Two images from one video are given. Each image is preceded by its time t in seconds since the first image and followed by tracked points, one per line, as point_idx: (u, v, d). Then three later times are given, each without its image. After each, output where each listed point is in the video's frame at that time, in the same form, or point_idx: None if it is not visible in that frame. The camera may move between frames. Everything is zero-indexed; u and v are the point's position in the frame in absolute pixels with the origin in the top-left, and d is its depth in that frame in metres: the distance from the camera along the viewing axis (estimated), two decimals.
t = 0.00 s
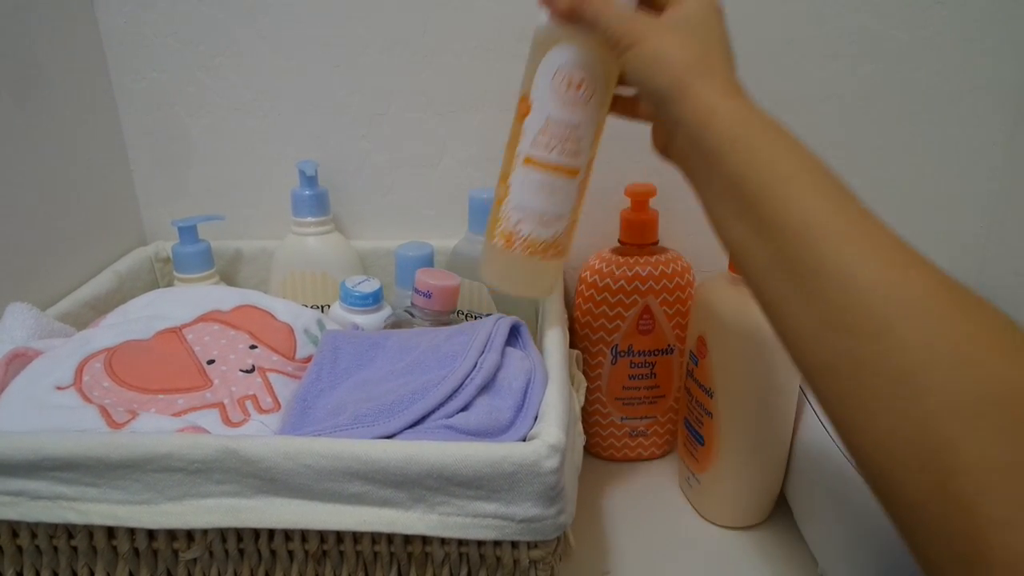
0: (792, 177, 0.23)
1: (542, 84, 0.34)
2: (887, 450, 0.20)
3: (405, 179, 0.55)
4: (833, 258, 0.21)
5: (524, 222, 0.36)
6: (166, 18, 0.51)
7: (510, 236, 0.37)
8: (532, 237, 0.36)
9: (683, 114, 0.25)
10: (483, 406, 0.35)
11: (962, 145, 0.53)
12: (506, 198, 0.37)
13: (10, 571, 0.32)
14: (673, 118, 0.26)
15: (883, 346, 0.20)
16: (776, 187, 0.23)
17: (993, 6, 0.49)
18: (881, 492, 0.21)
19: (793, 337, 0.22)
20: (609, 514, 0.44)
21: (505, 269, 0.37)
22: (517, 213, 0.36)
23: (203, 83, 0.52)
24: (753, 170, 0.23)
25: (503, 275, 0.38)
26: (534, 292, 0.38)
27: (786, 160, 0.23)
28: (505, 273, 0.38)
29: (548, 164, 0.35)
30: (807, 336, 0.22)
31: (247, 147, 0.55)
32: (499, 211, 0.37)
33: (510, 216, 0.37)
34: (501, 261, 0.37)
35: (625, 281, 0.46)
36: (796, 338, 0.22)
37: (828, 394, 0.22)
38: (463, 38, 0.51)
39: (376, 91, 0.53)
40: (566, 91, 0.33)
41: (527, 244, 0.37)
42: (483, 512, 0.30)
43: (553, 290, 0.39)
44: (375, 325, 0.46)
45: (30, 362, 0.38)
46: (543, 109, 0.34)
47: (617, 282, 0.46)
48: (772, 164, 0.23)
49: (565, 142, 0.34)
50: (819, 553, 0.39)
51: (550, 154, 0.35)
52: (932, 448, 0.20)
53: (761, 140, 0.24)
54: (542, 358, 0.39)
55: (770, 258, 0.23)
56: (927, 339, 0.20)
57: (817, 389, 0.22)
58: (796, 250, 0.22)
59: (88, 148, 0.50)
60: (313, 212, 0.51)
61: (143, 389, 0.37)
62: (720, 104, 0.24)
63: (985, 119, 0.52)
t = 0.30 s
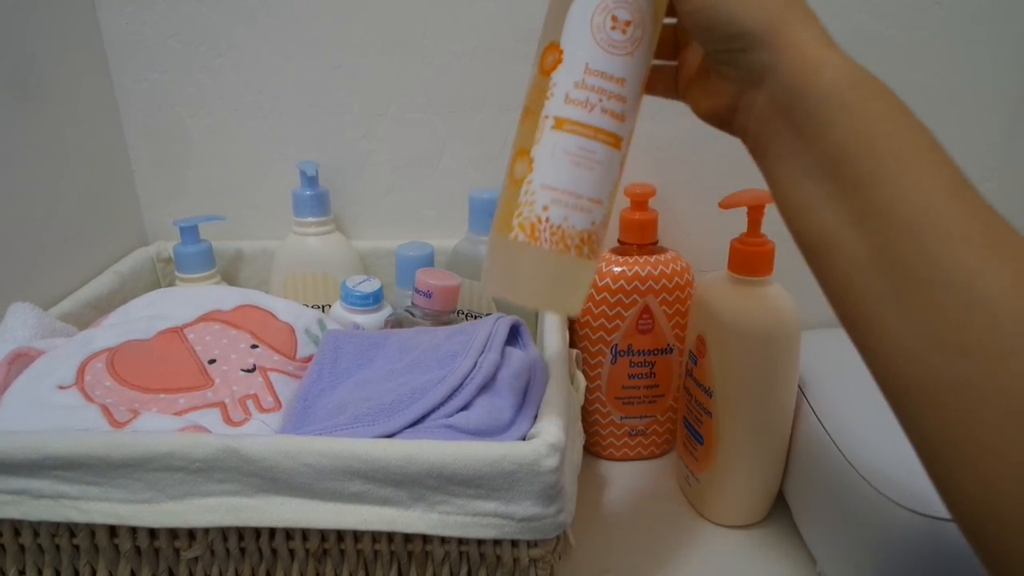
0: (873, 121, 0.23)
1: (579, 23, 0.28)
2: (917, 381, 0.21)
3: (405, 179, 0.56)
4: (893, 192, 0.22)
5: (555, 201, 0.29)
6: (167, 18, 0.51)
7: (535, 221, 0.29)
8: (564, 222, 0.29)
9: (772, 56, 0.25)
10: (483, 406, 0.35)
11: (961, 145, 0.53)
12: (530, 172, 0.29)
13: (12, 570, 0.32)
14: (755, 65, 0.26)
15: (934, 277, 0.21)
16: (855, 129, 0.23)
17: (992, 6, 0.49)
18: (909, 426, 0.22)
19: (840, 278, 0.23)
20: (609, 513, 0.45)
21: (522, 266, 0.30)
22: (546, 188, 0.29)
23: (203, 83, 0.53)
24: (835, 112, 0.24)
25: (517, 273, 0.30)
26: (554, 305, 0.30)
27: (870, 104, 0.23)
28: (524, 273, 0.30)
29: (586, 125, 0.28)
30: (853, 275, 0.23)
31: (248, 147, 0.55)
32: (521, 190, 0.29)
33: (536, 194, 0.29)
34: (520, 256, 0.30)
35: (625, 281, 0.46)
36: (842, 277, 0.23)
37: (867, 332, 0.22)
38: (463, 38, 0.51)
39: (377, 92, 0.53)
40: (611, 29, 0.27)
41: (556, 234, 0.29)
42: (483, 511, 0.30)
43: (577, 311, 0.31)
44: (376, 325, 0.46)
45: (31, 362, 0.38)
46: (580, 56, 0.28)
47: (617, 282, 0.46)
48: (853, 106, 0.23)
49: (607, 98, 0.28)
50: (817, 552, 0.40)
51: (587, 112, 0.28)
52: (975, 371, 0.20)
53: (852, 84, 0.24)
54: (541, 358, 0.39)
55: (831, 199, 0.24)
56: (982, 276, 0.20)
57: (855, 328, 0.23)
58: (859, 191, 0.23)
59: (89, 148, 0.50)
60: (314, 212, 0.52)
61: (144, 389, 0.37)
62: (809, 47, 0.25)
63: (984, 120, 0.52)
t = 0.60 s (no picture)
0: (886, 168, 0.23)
1: (532, 95, 0.27)
2: (950, 429, 0.22)
3: (408, 180, 0.56)
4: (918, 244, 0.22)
5: (493, 283, 0.27)
6: (170, 20, 0.51)
7: (470, 304, 0.27)
8: (501, 307, 0.27)
9: (776, 104, 0.25)
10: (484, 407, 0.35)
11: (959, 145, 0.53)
12: (470, 252, 0.27)
13: (15, 571, 0.32)
14: (753, 115, 0.26)
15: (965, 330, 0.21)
16: (869, 182, 0.23)
17: (991, 6, 0.50)
18: (939, 469, 0.22)
19: (860, 326, 0.24)
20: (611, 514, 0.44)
21: (458, 361, 0.27)
22: (484, 270, 0.27)
23: (206, 85, 0.53)
24: (847, 165, 0.24)
25: (453, 369, 0.27)
26: (500, 405, 0.27)
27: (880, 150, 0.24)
28: (460, 366, 0.27)
29: (530, 204, 0.26)
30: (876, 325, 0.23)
31: (250, 149, 0.55)
32: (459, 271, 0.27)
33: (473, 275, 0.27)
34: (455, 346, 0.27)
35: (627, 282, 0.46)
36: (863, 326, 0.24)
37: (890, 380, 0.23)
38: (465, 40, 0.51)
39: (379, 93, 0.53)
40: (564, 101, 0.26)
41: (493, 319, 0.27)
42: (485, 512, 0.30)
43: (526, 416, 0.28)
44: (378, 325, 0.46)
45: (33, 363, 0.38)
46: (530, 129, 0.26)
47: (618, 283, 0.46)
48: (867, 155, 0.24)
49: (557, 175, 0.26)
50: (820, 552, 0.39)
51: (534, 190, 0.26)
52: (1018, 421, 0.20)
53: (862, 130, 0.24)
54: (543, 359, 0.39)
55: (849, 251, 0.24)
56: (1007, 321, 0.21)
57: (875, 376, 0.24)
58: (878, 242, 0.23)
59: (91, 150, 0.51)
60: (316, 213, 0.52)
61: (146, 390, 0.37)
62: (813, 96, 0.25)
63: (986, 119, 0.52)
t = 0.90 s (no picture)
0: (903, 237, 0.23)
1: (535, 143, 0.25)
2: (970, 501, 0.22)
3: (408, 179, 0.56)
4: (934, 313, 0.22)
5: (491, 339, 0.24)
6: (170, 18, 0.51)
7: (466, 362, 0.25)
8: (500, 364, 0.24)
9: (785, 172, 0.26)
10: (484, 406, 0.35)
11: (957, 144, 0.53)
12: (466, 305, 0.25)
13: (14, 570, 0.32)
14: (762, 182, 0.27)
15: (981, 401, 0.21)
16: (882, 249, 0.24)
17: (992, 6, 0.50)
18: (950, 531, 0.23)
19: (877, 398, 0.24)
20: (610, 513, 0.44)
21: (447, 426, 0.25)
22: (481, 324, 0.24)
23: (206, 84, 0.53)
24: (861, 236, 0.24)
25: (441, 435, 0.25)
26: (492, 476, 0.25)
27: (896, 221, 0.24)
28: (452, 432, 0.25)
29: (532, 255, 0.24)
30: (894, 397, 0.23)
31: (250, 147, 0.55)
32: (454, 324, 0.25)
33: (470, 329, 0.25)
34: (445, 410, 0.25)
35: (627, 282, 0.45)
36: (880, 398, 0.24)
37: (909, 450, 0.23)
38: (466, 39, 0.51)
39: (379, 91, 0.53)
40: (570, 149, 0.25)
41: (490, 376, 0.24)
42: (485, 511, 0.30)
43: (524, 489, 0.26)
44: (377, 324, 0.46)
45: (33, 362, 0.38)
46: (534, 177, 0.25)
47: (618, 282, 0.46)
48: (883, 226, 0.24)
49: (562, 224, 0.24)
50: (819, 551, 0.40)
51: (538, 239, 0.24)
52: None
53: (876, 198, 0.24)
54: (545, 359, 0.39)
55: (862, 316, 0.24)
56: None
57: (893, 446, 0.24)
58: (895, 314, 0.23)
59: (92, 149, 0.51)
60: (316, 212, 0.52)
61: (145, 389, 0.37)
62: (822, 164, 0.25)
63: (985, 119, 0.53)
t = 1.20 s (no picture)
0: (977, 261, 0.24)
1: (590, 153, 0.24)
2: None
3: (404, 178, 0.55)
4: (1000, 338, 0.23)
5: (562, 366, 0.23)
6: (165, 17, 0.51)
7: (535, 392, 0.24)
8: (575, 395, 0.23)
9: (851, 182, 0.26)
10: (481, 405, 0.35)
11: (956, 141, 0.53)
12: (529, 331, 0.24)
13: (8, 572, 0.32)
14: (824, 194, 0.27)
15: None
16: (953, 270, 0.24)
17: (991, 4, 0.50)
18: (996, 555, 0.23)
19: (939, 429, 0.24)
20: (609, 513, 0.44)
21: (511, 461, 0.24)
22: (549, 351, 0.23)
23: (202, 83, 0.52)
24: (930, 255, 0.24)
25: (506, 472, 0.24)
26: (563, 517, 0.24)
27: (968, 245, 0.24)
28: (521, 471, 0.24)
29: (596, 271, 0.23)
30: (959, 429, 0.23)
31: (246, 147, 0.55)
32: (517, 352, 0.24)
33: (537, 357, 0.24)
34: (510, 445, 0.24)
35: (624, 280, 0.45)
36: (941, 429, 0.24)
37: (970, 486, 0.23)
38: (463, 37, 0.51)
39: (375, 90, 0.52)
40: (629, 156, 0.24)
41: (564, 409, 0.23)
42: (482, 511, 0.30)
43: (599, 530, 0.25)
44: (373, 324, 0.46)
45: (28, 362, 0.38)
46: (592, 188, 0.24)
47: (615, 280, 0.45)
48: (955, 250, 0.24)
49: (627, 237, 0.23)
50: (817, 551, 0.39)
51: (602, 254, 0.23)
52: None
53: (947, 219, 0.24)
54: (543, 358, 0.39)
55: (923, 336, 0.24)
56: None
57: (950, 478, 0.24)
58: (964, 340, 0.23)
59: (87, 148, 0.50)
60: (312, 211, 0.51)
61: (141, 389, 0.37)
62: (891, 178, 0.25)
63: (984, 116, 0.53)
